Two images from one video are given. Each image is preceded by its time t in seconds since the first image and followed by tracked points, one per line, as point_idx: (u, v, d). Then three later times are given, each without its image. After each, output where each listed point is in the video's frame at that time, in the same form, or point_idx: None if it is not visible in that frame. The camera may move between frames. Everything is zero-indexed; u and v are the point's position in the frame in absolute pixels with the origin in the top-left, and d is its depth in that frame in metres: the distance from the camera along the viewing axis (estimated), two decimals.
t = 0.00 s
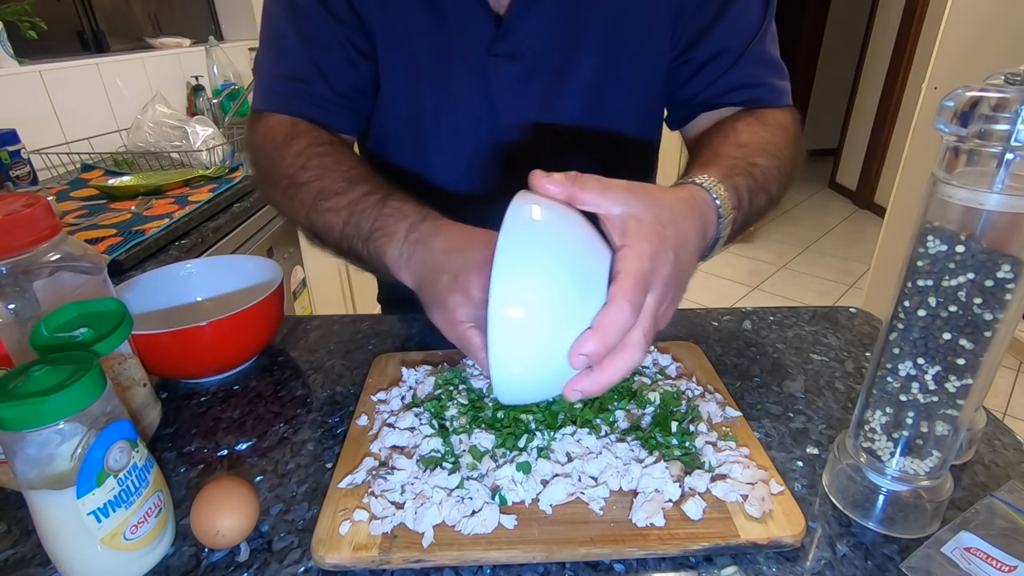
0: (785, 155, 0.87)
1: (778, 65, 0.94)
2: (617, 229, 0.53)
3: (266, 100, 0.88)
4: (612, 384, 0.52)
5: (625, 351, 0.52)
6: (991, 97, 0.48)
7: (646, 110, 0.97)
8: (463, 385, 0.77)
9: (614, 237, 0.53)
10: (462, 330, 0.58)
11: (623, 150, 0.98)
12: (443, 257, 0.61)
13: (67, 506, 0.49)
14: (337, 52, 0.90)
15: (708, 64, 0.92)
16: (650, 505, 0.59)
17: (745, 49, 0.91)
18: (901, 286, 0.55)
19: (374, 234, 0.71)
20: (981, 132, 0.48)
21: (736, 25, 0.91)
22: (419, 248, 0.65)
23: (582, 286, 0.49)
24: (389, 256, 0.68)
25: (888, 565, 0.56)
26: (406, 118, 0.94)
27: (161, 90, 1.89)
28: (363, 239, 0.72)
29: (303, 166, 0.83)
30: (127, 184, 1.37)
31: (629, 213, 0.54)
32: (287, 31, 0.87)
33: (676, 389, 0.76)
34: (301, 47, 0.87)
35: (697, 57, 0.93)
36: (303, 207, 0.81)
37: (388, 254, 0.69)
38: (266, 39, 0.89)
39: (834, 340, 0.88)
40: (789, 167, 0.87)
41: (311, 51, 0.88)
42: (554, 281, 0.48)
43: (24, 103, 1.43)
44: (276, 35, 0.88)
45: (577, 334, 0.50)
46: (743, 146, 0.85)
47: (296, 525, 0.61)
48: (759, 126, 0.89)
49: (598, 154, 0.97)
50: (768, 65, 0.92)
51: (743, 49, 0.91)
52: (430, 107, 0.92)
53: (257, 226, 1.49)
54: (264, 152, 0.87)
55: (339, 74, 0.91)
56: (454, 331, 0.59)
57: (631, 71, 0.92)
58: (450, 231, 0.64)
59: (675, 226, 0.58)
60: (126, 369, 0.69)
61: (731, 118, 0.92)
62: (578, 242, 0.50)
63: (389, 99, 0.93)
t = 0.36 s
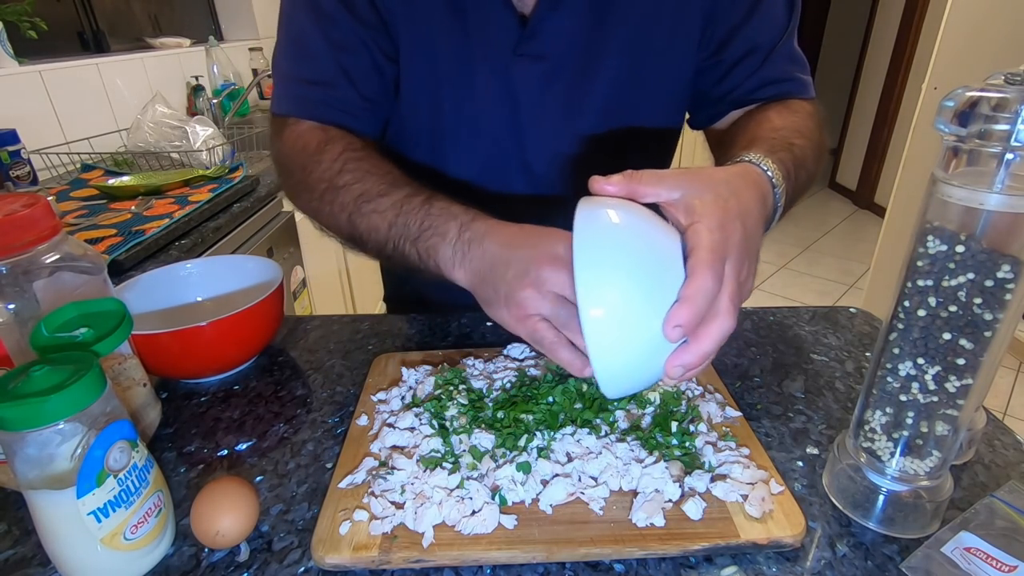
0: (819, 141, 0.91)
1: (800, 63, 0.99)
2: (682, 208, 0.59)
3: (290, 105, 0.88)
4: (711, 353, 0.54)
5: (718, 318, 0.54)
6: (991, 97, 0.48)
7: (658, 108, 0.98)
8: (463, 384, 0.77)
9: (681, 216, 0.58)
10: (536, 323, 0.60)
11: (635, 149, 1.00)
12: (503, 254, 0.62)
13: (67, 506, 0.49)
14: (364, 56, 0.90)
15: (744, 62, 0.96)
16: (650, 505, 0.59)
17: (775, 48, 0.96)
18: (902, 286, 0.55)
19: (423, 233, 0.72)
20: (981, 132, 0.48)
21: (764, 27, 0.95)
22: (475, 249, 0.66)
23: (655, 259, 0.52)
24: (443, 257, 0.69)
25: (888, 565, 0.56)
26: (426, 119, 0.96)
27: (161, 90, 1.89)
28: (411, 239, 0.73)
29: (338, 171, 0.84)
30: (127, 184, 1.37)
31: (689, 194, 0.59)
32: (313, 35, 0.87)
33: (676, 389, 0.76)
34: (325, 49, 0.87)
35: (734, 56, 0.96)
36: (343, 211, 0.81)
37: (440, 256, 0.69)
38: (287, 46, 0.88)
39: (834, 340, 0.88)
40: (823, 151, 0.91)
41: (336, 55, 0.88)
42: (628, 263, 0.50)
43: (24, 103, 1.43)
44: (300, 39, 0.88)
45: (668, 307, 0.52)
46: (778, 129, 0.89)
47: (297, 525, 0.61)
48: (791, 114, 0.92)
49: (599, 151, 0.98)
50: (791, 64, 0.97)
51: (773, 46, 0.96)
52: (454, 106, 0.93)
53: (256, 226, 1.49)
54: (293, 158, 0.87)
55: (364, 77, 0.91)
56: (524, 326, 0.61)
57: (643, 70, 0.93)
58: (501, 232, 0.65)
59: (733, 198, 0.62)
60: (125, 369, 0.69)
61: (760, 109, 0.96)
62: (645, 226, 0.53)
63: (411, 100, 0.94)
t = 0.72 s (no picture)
0: (799, 155, 0.93)
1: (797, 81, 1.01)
2: (682, 207, 0.60)
3: (306, 108, 0.91)
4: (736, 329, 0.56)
5: (735, 295, 0.56)
6: (991, 97, 0.48)
7: (670, 104, 0.97)
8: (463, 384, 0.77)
9: (682, 216, 0.59)
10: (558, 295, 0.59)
11: (644, 146, 0.99)
12: (523, 232, 0.63)
13: (67, 506, 0.49)
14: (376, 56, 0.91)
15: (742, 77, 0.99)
16: (650, 505, 0.59)
17: (773, 65, 0.98)
18: (902, 286, 0.55)
19: (444, 216, 0.73)
20: (981, 131, 0.48)
21: (766, 44, 0.96)
22: (495, 227, 0.67)
23: (671, 251, 0.54)
24: (463, 237, 0.70)
25: (888, 565, 0.56)
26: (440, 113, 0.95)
27: (161, 90, 1.89)
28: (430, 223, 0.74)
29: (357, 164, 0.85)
30: (127, 184, 1.37)
31: (685, 194, 0.61)
32: (325, 41, 0.89)
33: (676, 388, 0.76)
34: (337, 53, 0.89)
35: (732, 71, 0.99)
36: (365, 203, 0.82)
37: (462, 237, 0.70)
38: (301, 48, 0.91)
39: (834, 340, 0.88)
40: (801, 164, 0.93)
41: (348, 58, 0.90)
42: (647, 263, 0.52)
43: (24, 103, 1.43)
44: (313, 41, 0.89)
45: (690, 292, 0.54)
46: (760, 141, 0.91)
47: (297, 525, 0.61)
48: (774, 128, 0.94)
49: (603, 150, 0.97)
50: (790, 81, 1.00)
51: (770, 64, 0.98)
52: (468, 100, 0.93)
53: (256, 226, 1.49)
54: (311, 157, 0.89)
55: (375, 79, 0.93)
56: (546, 297, 0.60)
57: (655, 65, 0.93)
58: (520, 210, 0.66)
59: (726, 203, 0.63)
60: (126, 369, 0.69)
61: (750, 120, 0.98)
62: (653, 224, 0.54)
63: (424, 94, 0.94)
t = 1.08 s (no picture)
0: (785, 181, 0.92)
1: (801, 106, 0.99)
2: (660, 200, 0.60)
3: (295, 93, 0.91)
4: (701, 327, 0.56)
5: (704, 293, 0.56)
6: (991, 97, 0.48)
7: (676, 108, 0.96)
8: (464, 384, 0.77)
9: (660, 208, 0.59)
10: (533, 305, 0.59)
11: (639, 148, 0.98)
12: (504, 236, 0.63)
13: (67, 506, 0.49)
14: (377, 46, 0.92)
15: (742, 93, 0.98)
16: (650, 505, 0.59)
17: (775, 89, 0.96)
18: (902, 286, 0.55)
19: (423, 210, 0.73)
20: (981, 131, 0.48)
21: (769, 62, 0.95)
22: (473, 227, 0.67)
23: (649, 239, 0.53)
24: (440, 234, 0.70)
25: (888, 565, 0.56)
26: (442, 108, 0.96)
27: (161, 90, 1.89)
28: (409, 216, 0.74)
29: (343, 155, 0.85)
30: (127, 184, 1.37)
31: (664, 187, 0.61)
32: (322, 27, 0.90)
33: (676, 389, 0.76)
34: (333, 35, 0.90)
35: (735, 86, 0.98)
36: (342, 193, 0.82)
37: (437, 233, 0.70)
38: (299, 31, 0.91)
39: (834, 340, 0.88)
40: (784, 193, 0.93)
41: (348, 51, 0.91)
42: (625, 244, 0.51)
43: (24, 103, 1.43)
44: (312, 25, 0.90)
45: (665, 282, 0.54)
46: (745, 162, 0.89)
47: (296, 525, 0.61)
48: (767, 148, 0.93)
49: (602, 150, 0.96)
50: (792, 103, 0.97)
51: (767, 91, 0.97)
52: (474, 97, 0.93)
53: (256, 226, 1.49)
54: (294, 140, 0.89)
55: (372, 71, 0.94)
56: (520, 308, 0.60)
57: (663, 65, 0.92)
58: (502, 212, 0.66)
59: (699, 202, 0.64)
60: (126, 369, 0.69)
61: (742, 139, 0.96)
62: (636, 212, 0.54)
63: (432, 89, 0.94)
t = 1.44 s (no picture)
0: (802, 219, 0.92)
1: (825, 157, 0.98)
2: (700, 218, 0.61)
3: (281, 82, 0.94)
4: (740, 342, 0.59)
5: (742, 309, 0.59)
6: (991, 97, 0.48)
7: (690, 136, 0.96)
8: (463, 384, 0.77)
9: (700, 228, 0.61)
10: (507, 269, 0.57)
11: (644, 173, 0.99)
12: (486, 206, 0.64)
13: (67, 506, 0.49)
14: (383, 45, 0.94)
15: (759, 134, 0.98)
16: (650, 505, 0.59)
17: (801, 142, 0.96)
18: (901, 286, 0.55)
19: (403, 186, 0.75)
20: (981, 132, 0.48)
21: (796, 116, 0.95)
22: (455, 201, 0.68)
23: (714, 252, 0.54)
24: (420, 208, 0.71)
25: (888, 565, 0.56)
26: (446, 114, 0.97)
27: (161, 90, 1.89)
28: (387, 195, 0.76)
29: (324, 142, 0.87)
30: (127, 184, 1.37)
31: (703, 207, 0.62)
32: (320, 24, 0.91)
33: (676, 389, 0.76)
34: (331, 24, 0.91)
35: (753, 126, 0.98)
36: (321, 173, 0.85)
37: (418, 208, 0.71)
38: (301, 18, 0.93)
39: (834, 340, 0.88)
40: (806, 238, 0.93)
41: (344, 52, 0.93)
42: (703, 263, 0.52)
43: (24, 103, 1.43)
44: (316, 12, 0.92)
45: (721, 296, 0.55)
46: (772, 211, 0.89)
47: (297, 525, 0.61)
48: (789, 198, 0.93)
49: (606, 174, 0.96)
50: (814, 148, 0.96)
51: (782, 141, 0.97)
52: (481, 105, 0.94)
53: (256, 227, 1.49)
54: (276, 124, 0.92)
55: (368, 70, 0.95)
56: (492, 271, 0.58)
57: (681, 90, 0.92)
58: (483, 189, 0.67)
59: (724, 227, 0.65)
60: (126, 369, 0.69)
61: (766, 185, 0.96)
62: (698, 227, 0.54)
63: (440, 93, 0.95)
